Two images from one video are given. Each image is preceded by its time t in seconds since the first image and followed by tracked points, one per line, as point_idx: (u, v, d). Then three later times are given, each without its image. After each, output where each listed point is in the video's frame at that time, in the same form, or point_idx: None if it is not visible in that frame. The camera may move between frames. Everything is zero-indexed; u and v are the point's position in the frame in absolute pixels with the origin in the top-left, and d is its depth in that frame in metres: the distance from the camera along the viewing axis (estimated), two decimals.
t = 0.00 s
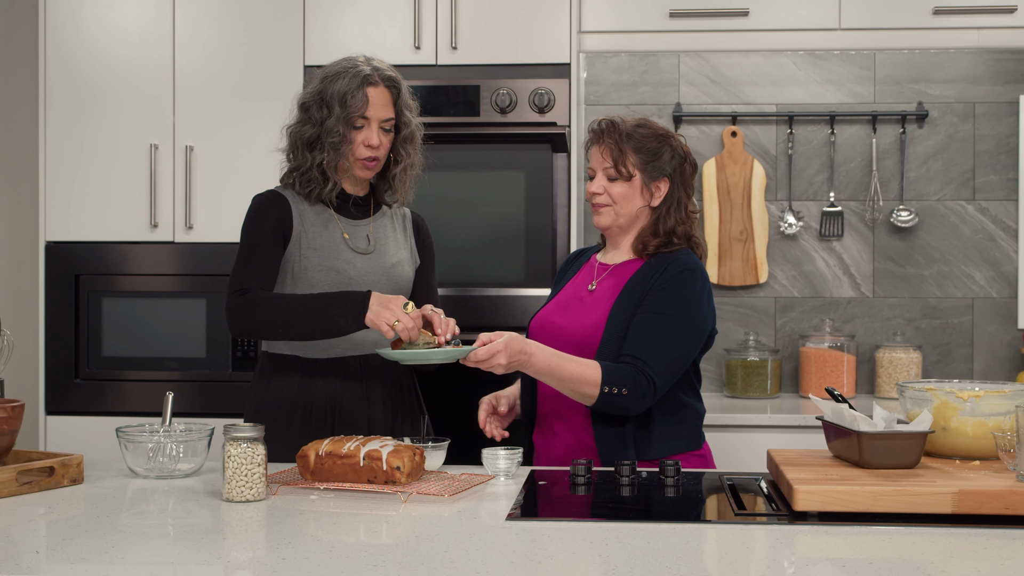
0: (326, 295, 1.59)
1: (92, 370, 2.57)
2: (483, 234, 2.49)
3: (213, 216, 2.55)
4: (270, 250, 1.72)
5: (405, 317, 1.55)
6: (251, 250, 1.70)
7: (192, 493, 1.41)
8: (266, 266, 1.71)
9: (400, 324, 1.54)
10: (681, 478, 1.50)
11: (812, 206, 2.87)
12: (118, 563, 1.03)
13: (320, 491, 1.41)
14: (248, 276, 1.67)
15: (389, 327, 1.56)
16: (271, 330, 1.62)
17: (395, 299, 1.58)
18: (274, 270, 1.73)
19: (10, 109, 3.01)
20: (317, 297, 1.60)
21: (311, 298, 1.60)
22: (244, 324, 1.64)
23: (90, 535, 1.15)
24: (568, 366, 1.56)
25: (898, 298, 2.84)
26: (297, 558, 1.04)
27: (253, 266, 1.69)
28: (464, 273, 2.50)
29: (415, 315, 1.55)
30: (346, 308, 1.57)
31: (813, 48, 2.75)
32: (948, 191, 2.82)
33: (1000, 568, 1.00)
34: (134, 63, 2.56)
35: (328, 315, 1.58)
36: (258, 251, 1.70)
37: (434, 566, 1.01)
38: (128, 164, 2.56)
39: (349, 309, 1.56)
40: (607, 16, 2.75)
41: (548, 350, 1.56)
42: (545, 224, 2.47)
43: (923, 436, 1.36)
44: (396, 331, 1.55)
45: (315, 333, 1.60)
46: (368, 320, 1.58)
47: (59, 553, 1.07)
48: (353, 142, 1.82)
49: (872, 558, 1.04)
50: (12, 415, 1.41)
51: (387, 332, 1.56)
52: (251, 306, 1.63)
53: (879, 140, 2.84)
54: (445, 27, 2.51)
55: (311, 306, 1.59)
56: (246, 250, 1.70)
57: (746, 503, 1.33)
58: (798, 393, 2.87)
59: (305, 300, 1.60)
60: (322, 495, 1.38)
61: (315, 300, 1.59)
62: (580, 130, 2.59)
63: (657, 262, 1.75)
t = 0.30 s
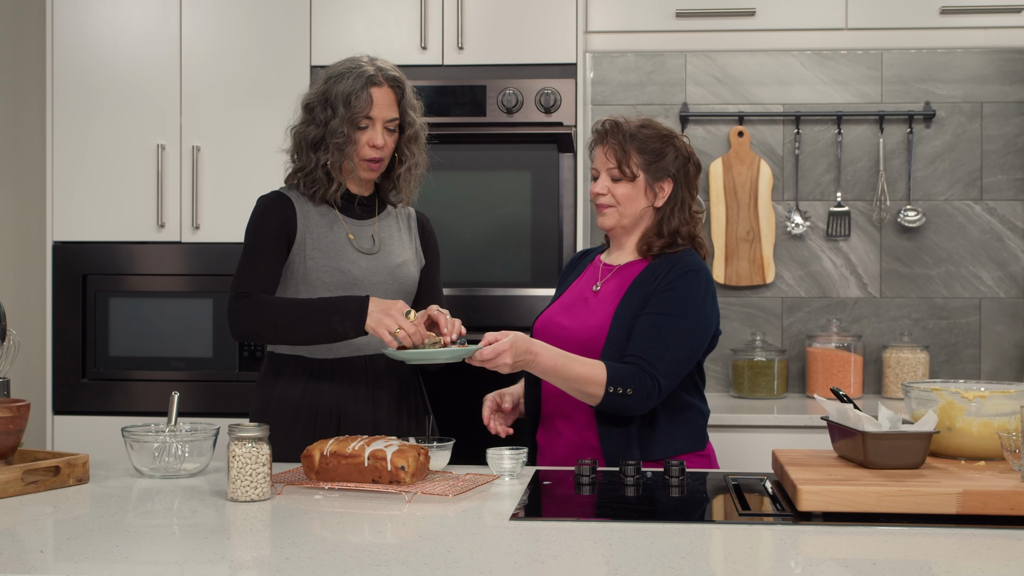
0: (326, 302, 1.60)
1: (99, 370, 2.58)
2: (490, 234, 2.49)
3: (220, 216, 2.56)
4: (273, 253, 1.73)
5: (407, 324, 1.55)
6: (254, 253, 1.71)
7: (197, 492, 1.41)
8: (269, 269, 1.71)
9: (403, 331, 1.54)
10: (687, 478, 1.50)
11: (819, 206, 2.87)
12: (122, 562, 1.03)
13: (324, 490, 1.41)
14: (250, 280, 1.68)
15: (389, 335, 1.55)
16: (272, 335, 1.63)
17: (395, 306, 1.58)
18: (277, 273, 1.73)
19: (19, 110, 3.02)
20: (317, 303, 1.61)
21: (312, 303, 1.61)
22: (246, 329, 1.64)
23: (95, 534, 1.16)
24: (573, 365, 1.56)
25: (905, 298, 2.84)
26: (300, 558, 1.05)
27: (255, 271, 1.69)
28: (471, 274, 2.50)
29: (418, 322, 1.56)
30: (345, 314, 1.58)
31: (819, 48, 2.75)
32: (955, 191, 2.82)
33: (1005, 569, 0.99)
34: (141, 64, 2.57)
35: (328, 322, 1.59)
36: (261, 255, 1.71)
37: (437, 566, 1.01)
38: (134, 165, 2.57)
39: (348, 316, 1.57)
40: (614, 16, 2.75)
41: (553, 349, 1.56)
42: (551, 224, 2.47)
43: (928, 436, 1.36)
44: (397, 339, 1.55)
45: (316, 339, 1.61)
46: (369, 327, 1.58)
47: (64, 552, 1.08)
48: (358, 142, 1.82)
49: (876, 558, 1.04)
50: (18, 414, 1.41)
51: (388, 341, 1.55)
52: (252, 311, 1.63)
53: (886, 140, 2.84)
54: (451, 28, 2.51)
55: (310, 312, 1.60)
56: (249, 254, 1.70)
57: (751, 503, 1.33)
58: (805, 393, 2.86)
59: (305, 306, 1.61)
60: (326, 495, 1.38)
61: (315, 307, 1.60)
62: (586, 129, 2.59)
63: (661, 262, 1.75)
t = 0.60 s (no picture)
0: (331, 305, 1.60)
1: (110, 370, 2.59)
2: (501, 234, 2.49)
3: (230, 217, 2.57)
4: (282, 255, 1.73)
5: (413, 320, 1.55)
6: (262, 255, 1.71)
7: (207, 492, 1.42)
8: (277, 270, 1.72)
9: (409, 327, 1.54)
10: (696, 478, 1.50)
11: (830, 206, 2.86)
12: (131, 561, 1.04)
13: (333, 490, 1.41)
14: (258, 282, 1.69)
15: (397, 334, 1.54)
16: (279, 337, 1.63)
17: (395, 303, 1.57)
18: (286, 274, 1.74)
19: (31, 112, 3.04)
20: (322, 305, 1.61)
21: (315, 307, 1.61)
22: (253, 332, 1.65)
23: (106, 533, 1.16)
24: (583, 365, 1.56)
25: (916, 298, 2.83)
26: (309, 557, 1.05)
27: (263, 272, 1.70)
28: (482, 274, 2.50)
29: (421, 315, 1.56)
30: (349, 317, 1.58)
31: (830, 48, 2.74)
32: (966, 191, 2.81)
33: (1016, 571, 0.99)
34: (152, 65, 2.58)
35: (332, 325, 1.59)
36: (270, 256, 1.71)
37: (445, 566, 1.02)
38: (146, 165, 2.58)
39: (352, 320, 1.57)
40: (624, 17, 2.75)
41: (563, 349, 1.56)
42: (561, 224, 2.47)
43: (937, 437, 1.35)
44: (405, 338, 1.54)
45: (322, 341, 1.62)
46: (374, 328, 1.58)
47: (74, 551, 1.08)
48: (368, 143, 1.82)
49: (884, 560, 1.04)
50: (28, 414, 1.42)
51: (397, 341, 1.54)
52: (260, 313, 1.64)
53: (897, 140, 2.83)
54: (461, 28, 2.52)
55: (315, 314, 1.60)
56: (257, 255, 1.71)
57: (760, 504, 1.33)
58: (816, 394, 2.86)
59: (309, 309, 1.61)
60: (335, 494, 1.38)
61: (319, 310, 1.60)
62: (596, 129, 2.59)
63: (671, 263, 1.75)
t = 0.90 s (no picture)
0: (327, 297, 1.61)
1: (114, 370, 2.59)
2: (505, 234, 2.49)
3: (234, 217, 2.57)
4: (284, 255, 1.73)
5: (404, 312, 1.54)
6: (263, 256, 1.72)
7: (209, 492, 1.42)
8: (279, 272, 1.72)
9: (401, 319, 1.54)
10: (698, 479, 1.50)
11: (834, 206, 2.86)
12: (132, 561, 1.04)
13: (335, 490, 1.42)
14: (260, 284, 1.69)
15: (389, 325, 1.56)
16: (282, 337, 1.64)
17: (391, 294, 1.58)
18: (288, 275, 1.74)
19: (36, 112, 3.05)
20: (320, 299, 1.61)
21: (314, 299, 1.62)
22: (255, 334, 1.65)
23: (108, 533, 1.17)
24: (586, 365, 1.56)
25: (920, 298, 2.83)
26: (310, 557, 1.05)
27: (265, 274, 1.70)
28: (486, 274, 2.50)
29: (414, 307, 1.55)
30: (346, 308, 1.59)
31: (834, 48, 2.74)
32: (970, 191, 2.81)
33: (1018, 571, 0.99)
34: (156, 65, 2.58)
35: (330, 318, 1.59)
36: (271, 257, 1.72)
37: (446, 566, 1.02)
38: (149, 165, 2.58)
39: (349, 310, 1.58)
40: (628, 17, 2.75)
41: (567, 349, 1.56)
42: (565, 225, 2.47)
43: (940, 437, 1.35)
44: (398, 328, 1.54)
45: (324, 336, 1.62)
46: (369, 319, 1.59)
47: (75, 551, 1.08)
48: (370, 143, 1.82)
49: (885, 560, 1.04)
50: (31, 414, 1.43)
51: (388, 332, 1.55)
52: (262, 314, 1.64)
53: (901, 140, 2.83)
54: (464, 28, 2.52)
55: (313, 308, 1.61)
56: (258, 257, 1.71)
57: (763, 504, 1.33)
58: (819, 394, 2.85)
59: (308, 304, 1.61)
60: (337, 494, 1.38)
61: (317, 304, 1.61)
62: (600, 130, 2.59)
63: (673, 263, 1.75)
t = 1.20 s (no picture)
0: (326, 296, 1.60)
1: (117, 370, 2.59)
2: (508, 235, 2.49)
3: (237, 217, 2.57)
4: (286, 256, 1.73)
5: (405, 306, 1.54)
6: (264, 257, 1.72)
7: (211, 492, 1.42)
8: (280, 273, 1.72)
9: (403, 313, 1.54)
10: (700, 479, 1.50)
11: (837, 206, 2.86)
12: (133, 561, 1.04)
13: (337, 490, 1.42)
14: (260, 286, 1.69)
15: (390, 321, 1.54)
16: (283, 339, 1.64)
17: (387, 289, 1.56)
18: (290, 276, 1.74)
19: (38, 112, 3.05)
20: (319, 298, 1.61)
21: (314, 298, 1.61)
22: (257, 335, 1.65)
23: (109, 533, 1.17)
24: (588, 364, 1.55)
25: (923, 298, 2.83)
26: (311, 557, 1.05)
27: (266, 275, 1.70)
28: (489, 274, 2.50)
29: (411, 298, 1.54)
30: (344, 307, 1.58)
31: (837, 48, 2.74)
32: (974, 191, 2.80)
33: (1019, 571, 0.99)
34: (159, 65, 2.59)
35: (329, 318, 1.59)
36: (272, 258, 1.72)
37: (447, 566, 1.02)
38: (152, 165, 2.58)
39: (347, 309, 1.57)
40: (630, 17, 2.75)
41: (568, 347, 1.56)
42: (568, 225, 2.47)
43: (941, 437, 1.35)
44: (400, 325, 1.54)
45: (324, 335, 1.61)
46: (368, 316, 1.58)
47: (76, 551, 1.08)
48: (372, 142, 1.82)
49: (885, 560, 1.04)
50: (33, 413, 1.43)
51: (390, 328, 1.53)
52: (263, 316, 1.64)
53: (904, 140, 2.82)
54: (467, 28, 2.52)
55: (312, 307, 1.60)
56: (258, 258, 1.71)
57: (765, 504, 1.33)
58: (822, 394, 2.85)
59: (307, 304, 1.61)
60: (339, 494, 1.38)
61: (316, 303, 1.60)
62: (603, 129, 2.59)
63: (676, 262, 1.75)
